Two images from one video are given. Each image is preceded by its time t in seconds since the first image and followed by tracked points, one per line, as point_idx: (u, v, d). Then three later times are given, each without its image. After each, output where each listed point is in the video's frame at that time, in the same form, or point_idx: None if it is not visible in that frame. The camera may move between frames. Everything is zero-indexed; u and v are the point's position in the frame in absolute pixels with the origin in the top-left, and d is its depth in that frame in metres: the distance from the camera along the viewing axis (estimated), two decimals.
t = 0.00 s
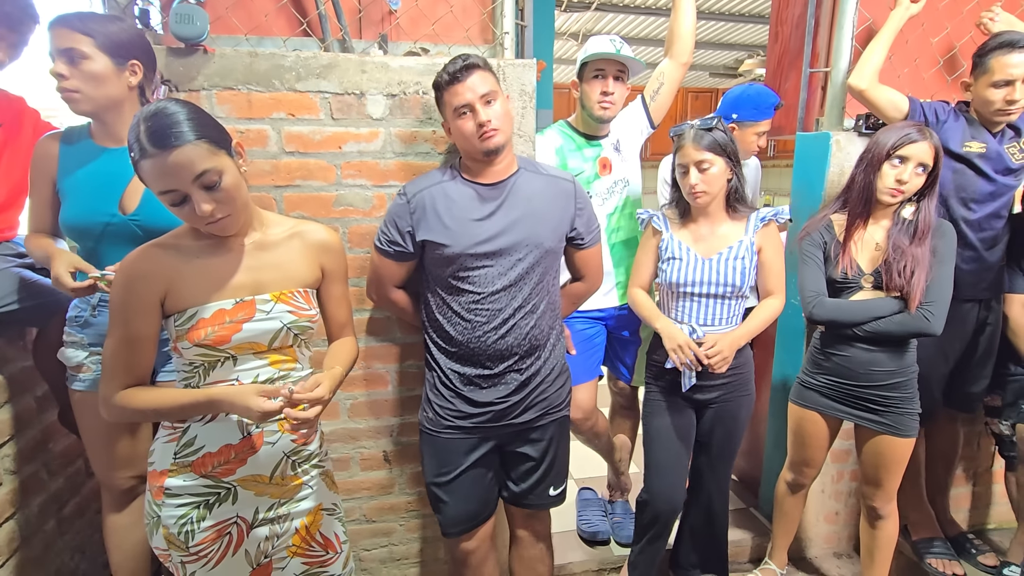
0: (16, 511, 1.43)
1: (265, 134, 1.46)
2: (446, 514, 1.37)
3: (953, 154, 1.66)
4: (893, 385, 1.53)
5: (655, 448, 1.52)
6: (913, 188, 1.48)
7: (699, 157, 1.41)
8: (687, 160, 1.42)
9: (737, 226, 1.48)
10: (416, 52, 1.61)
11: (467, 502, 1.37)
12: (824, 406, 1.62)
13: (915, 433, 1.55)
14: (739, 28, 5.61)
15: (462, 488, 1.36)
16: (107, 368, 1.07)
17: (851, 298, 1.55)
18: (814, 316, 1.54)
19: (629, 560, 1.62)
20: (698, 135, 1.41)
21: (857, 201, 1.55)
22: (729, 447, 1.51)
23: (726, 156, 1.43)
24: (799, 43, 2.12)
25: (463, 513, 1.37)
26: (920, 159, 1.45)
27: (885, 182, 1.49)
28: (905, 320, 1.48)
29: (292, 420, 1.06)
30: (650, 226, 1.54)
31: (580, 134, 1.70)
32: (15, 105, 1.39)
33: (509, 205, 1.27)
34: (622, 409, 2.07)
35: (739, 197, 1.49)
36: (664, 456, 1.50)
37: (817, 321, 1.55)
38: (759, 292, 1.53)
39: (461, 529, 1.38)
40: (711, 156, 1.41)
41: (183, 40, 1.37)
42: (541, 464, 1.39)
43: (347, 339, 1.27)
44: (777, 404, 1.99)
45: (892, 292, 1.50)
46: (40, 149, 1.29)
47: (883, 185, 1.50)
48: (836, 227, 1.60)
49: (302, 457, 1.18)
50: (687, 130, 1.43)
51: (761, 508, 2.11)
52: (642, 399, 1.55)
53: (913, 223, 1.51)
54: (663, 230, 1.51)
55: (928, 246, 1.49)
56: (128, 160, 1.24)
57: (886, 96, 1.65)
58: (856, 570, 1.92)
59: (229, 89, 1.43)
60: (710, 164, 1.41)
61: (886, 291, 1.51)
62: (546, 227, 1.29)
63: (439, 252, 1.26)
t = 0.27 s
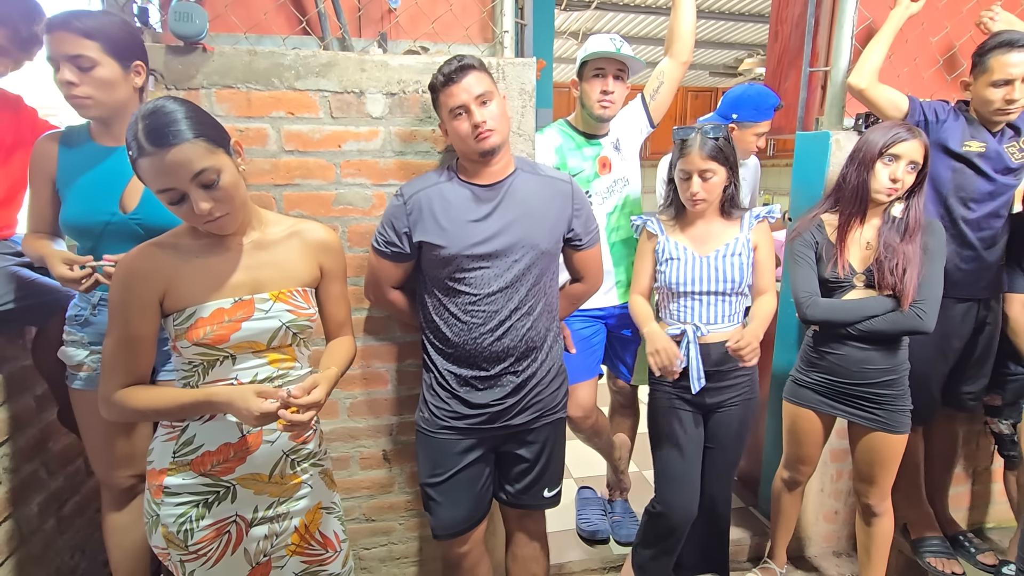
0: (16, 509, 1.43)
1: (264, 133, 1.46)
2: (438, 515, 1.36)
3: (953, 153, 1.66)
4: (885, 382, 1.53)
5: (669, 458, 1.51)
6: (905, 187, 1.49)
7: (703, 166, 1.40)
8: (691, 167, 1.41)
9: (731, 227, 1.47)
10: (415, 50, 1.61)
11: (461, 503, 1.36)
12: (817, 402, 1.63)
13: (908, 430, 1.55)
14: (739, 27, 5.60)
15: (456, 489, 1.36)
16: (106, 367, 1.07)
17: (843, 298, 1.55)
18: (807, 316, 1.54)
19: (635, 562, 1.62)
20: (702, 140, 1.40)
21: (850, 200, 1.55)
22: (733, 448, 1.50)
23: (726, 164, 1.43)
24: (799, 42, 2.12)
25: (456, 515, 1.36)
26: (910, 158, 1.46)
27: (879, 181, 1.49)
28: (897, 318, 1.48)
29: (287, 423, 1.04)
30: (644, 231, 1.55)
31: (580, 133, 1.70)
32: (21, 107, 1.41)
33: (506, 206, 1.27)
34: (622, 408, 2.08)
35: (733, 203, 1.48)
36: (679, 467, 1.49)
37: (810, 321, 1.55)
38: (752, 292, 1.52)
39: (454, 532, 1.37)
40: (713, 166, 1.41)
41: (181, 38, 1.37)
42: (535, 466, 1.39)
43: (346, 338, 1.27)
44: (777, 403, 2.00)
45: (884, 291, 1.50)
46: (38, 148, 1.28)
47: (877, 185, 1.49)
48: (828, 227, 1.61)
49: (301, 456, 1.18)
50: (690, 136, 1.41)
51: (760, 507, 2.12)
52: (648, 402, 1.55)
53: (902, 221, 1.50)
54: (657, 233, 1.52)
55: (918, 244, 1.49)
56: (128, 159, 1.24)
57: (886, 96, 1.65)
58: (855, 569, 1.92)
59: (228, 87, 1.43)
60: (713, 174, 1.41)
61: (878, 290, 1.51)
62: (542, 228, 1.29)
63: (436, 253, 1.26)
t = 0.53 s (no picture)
0: (16, 508, 1.42)
1: (264, 131, 1.46)
2: (432, 513, 1.35)
3: (954, 152, 1.66)
4: (875, 379, 1.53)
5: (674, 457, 1.47)
6: (894, 185, 1.48)
7: (710, 165, 1.40)
8: (697, 165, 1.40)
9: (726, 227, 1.47)
10: (416, 48, 1.60)
11: (456, 503, 1.35)
12: (809, 400, 1.63)
13: (899, 426, 1.55)
14: (739, 27, 5.60)
15: (452, 488, 1.35)
16: (105, 365, 1.06)
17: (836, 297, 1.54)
18: (800, 315, 1.53)
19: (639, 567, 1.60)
20: (710, 139, 1.40)
21: (839, 198, 1.54)
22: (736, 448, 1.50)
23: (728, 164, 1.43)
24: (800, 41, 2.12)
25: (452, 515, 1.35)
26: (898, 156, 1.45)
27: (867, 179, 1.48)
28: (888, 316, 1.48)
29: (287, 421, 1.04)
30: (640, 232, 1.55)
31: (580, 132, 1.69)
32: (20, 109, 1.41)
33: (505, 206, 1.27)
34: (621, 407, 2.07)
35: (730, 204, 1.49)
36: (684, 463, 1.46)
37: (803, 321, 1.54)
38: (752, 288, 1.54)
39: (445, 533, 1.35)
40: (718, 166, 1.40)
41: (181, 36, 1.36)
42: (532, 466, 1.39)
43: (346, 336, 1.26)
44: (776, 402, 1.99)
45: (876, 289, 1.50)
46: (38, 146, 1.28)
47: (865, 184, 1.49)
48: (819, 227, 1.60)
49: (301, 454, 1.18)
50: (696, 134, 1.40)
51: (760, 506, 2.11)
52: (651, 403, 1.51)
53: (892, 220, 1.51)
54: (653, 234, 1.51)
55: (908, 242, 1.49)
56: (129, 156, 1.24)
57: (887, 94, 1.65)
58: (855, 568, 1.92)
59: (227, 85, 1.42)
60: (717, 174, 1.41)
61: (870, 288, 1.51)
62: (542, 229, 1.29)
63: (436, 253, 1.25)
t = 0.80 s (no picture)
0: (15, 508, 1.42)
1: (264, 131, 1.46)
2: (449, 512, 1.36)
3: (954, 152, 1.66)
4: (863, 376, 1.54)
5: (659, 451, 1.49)
6: (879, 186, 1.49)
7: (715, 165, 1.38)
8: (701, 164, 1.38)
9: (721, 227, 1.47)
10: (416, 49, 1.60)
11: (466, 500, 1.35)
12: (798, 398, 1.62)
13: (884, 421, 1.56)
14: (740, 27, 5.60)
15: (457, 487, 1.35)
16: (105, 366, 1.06)
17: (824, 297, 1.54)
18: (791, 314, 1.53)
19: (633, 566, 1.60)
20: (716, 138, 1.39)
21: (826, 199, 1.55)
22: (732, 449, 1.49)
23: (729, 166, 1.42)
24: (800, 41, 2.12)
25: (463, 512, 1.35)
26: (884, 157, 1.46)
27: (852, 180, 1.49)
28: (878, 315, 1.49)
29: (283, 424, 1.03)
30: (635, 234, 1.55)
31: (580, 132, 1.69)
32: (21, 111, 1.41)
33: (506, 205, 1.27)
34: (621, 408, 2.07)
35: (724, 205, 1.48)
36: (668, 457, 1.48)
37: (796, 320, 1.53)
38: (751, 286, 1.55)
39: (463, 528, 1.37)
40: (721, 167, 1.39)
41: (181, 36, 1.36)
42: (537, 464, 1.39)
43: (345, 337, 1.26)
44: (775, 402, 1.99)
45: (865, 290, 1.51)
46: (38, 147, 1.28)
47: (850, 184, 1.50)
48: (808, 228, 1.59)
49: (302, 454, 1.18)
50: (701, 133, 1.39)
51: (760, 507, 2.11)
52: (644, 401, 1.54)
53: (878, 222, 1.51)
54: (647, 236, 1.51)
55: (895, 243, 1.50)
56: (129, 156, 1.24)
57: (887, 95, 1.65)
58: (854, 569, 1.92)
59: (227, 85, 1.42)
60: (719, 175, 1.40)
61: (859, 289, 1.51)
62: (542, 227, 1.29)
63: (436, 252, 1.25)
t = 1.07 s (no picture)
0: (18, 508, 1.42)
1: (265, 133, 1.46)
2: (470, 509, 1.37)
3: (953, 154, 1.66)
4: (850, 374, 1.57)
5: (659, 451, 1.51)
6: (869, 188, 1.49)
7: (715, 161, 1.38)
8: (703, 159, 1.38)
9: (718, 230, 1.46)
10: (417, 50, 1.61)
11: (479, 497, 1.36)
12: (790, 399, 1.62)
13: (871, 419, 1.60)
14: (740, 28, 5.61)
15: (463, 486, 1.36)
16: (107, 368, 1.06)
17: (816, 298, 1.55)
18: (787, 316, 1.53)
19: (635, 566, 1.61)
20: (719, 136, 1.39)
21: (816, 202, 1.54)
22: (730, 449, 1.49)
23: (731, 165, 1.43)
24: (800, 43, 2.12)
25: (482, 507, 1.37)
26: (873, 160, 1.47)
27: (843, 182, 1.49)
28: (867, 317, 1.51)
29: (284, 424, 1.04)
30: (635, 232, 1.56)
31: (581, 134, 1.70)
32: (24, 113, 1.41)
33: (507, 205, 1.27)
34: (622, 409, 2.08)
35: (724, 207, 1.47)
36: (669, 459, 1.49)
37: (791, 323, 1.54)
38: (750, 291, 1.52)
39: (483, 522, 1.38)
40: (722, 163, 1.40)
41: (183, 38, 1.37)
42: (548, 465, 1.39)
43: (348, 336, 1.26)
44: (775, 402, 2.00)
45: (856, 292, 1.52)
46: (40, 149, 1.28)
47: (841, 187, 1.50)
48: (799, 230, 1.58)
49: (303, 455, 1.18)
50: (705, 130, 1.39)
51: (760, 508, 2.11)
52: (643, 400, 1.56)
53: (867, 224, 1.53)
54: (647, 235, 1.52)
55: (884, 247, 1.52)
56: (131, 158, 1.24)
57: (888, 96, 1.65)
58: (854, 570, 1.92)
59: (229, 87, 1.42)
60: (719, 172, 1.40)
61: (851, 291, 1.52)
62: (544, 226, 1.29)
63: (438, 254, 1.25)
